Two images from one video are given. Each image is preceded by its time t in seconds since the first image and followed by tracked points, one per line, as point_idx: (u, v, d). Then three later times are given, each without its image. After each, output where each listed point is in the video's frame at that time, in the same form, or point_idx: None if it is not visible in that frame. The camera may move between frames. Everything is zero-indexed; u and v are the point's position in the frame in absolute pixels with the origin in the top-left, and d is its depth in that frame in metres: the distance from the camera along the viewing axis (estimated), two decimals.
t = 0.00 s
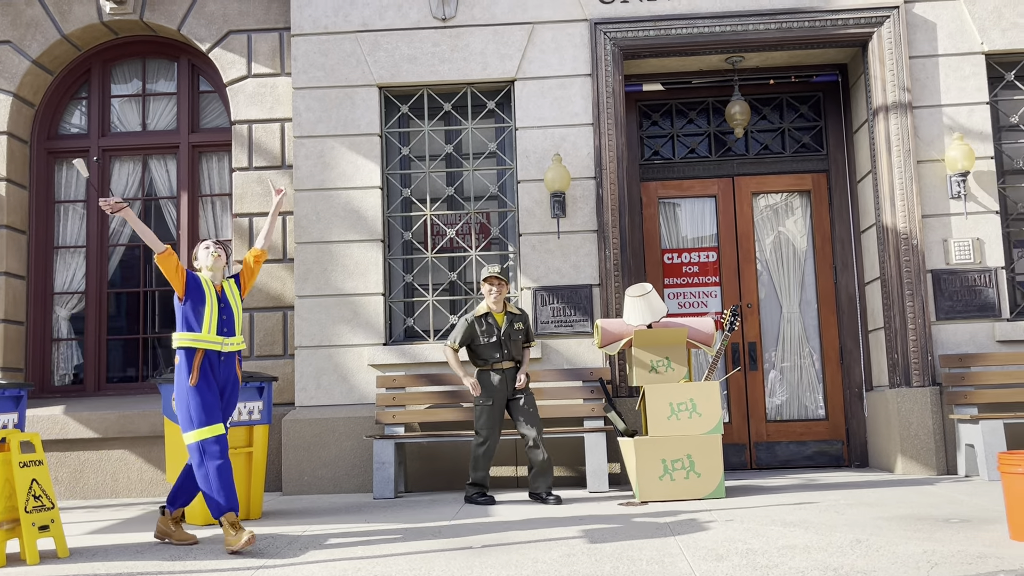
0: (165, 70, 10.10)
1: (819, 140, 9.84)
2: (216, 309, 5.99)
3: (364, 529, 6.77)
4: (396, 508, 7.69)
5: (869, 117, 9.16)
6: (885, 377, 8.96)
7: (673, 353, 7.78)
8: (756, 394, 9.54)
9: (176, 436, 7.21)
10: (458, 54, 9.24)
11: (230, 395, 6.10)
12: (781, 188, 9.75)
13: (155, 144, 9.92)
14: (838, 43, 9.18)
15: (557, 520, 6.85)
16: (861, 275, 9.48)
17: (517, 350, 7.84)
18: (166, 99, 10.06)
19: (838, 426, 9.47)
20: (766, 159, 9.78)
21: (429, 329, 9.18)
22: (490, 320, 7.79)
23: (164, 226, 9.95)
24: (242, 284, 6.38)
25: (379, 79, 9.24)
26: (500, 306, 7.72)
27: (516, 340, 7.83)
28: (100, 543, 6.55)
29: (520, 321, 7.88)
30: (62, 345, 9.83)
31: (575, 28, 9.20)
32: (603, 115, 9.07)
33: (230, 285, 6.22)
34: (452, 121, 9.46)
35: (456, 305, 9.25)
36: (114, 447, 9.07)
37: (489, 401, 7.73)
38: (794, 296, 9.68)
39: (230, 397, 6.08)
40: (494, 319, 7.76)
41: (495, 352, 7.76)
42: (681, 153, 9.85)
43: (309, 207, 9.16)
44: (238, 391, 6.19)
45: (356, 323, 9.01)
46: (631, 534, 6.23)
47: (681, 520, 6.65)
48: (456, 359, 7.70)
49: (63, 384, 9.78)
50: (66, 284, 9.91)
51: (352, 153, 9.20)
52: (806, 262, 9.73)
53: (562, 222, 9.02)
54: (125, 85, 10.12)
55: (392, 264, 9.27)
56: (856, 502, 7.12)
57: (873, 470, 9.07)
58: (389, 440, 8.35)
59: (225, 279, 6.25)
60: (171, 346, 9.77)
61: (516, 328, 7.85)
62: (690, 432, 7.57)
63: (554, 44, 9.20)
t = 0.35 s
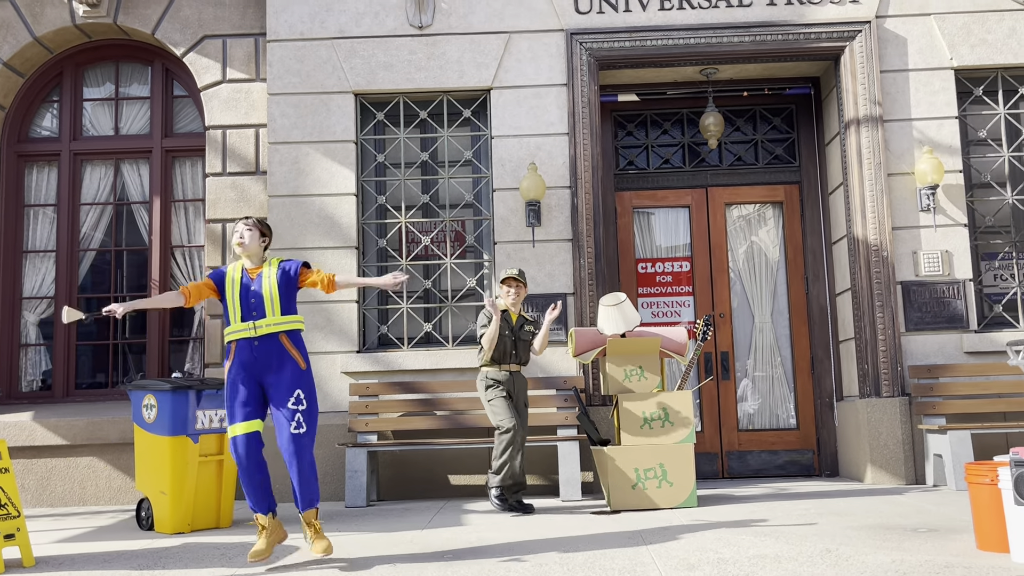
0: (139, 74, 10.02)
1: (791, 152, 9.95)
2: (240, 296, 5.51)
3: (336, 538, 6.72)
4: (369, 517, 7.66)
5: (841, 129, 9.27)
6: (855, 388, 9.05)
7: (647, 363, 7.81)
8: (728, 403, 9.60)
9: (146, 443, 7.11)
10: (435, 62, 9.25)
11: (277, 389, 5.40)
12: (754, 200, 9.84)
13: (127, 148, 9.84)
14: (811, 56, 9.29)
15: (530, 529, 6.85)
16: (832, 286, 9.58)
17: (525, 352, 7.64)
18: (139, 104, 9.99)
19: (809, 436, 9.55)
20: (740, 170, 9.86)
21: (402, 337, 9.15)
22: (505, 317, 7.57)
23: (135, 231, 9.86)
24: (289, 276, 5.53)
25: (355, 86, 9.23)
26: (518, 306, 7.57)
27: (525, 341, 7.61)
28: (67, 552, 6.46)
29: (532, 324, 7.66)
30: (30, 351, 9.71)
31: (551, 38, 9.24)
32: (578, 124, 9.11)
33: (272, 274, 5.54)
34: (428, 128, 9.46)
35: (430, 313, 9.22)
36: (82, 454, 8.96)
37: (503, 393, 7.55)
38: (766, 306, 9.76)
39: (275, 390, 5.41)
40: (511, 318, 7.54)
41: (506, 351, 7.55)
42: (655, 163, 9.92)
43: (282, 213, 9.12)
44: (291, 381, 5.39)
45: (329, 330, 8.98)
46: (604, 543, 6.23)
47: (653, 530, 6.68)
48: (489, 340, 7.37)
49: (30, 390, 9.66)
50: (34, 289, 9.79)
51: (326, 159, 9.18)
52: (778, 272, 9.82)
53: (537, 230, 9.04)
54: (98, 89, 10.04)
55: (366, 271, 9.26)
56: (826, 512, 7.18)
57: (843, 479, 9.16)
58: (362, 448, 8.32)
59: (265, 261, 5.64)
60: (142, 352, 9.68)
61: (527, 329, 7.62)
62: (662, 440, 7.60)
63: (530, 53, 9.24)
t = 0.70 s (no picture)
0: (111, 75, 9.94)
1: (764, 160, 10.03)
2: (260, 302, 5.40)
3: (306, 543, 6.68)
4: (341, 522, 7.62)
5: (814, 138, 9.36)
6: (826, 394, 9.12)
7: (620, 368, 7.73)
8: (701, 409, 9.64)
9: (115, 447, 7.04)
10: (410, 67, 9.25)
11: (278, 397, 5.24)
12: (728, 207, 9.90)
13: (98, 149, 9.75)
14: (784, 65, 9.39)
15: (501, 534, 6.85)
16: (804, 293, 9.66)
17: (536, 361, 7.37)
18: (111, 105, 9.90)
19: (780, 442, 9.62)
20: (714, 178, 9.93)
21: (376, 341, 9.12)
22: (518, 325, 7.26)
23: (106, 233, 9.77)
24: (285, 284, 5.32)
25: (330, 89, 9.20)
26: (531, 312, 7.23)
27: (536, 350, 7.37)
28: (32, 557, 6.38)
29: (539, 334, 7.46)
30: None
31: (527, 43, 9.27)
32: (553, 130, 9.13)
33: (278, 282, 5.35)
34: (403, 132, 9.44)
35: (404, 318, 9.19)
36: (50, 458, 8.85)
37: (517, 407, 7.09)
38: (738, 313, 9.83)
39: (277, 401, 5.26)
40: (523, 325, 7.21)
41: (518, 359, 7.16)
42: (630, 170, 9.96)
43: (256, 215, 9.06)
44: (288, 389, 5.20)
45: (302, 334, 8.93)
46: (575, 549, 6.24)
47: (624, 535, 6.69)
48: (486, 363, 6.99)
49: None
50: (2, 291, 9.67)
51: (300, 162, 9.14)
52: (751, 279, 9.89)
53: (512, 235, 9.05)
54: (69, 89, 9.94)
55: (340, 275, 9.21)
56: (795, 517, 7.22)
57: (814, 485, 9.23)
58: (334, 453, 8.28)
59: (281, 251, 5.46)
60: (111, 355, 9.58)
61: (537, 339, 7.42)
62: (635, 445, 7.64)
63: (506, 59, 9.26)
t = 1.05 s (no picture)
0: (85, 73, 9.83)
1: (740, 166, 10.08)
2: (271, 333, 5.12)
3: (278, 546, 6.62)
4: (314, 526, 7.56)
5: (789, 144, 9.42)
6: (800, 399, 9.17)
7: (596, 373, 7.85)
8: (676, 414, 9.66)
9: (85, 448, 6.95)
10: (388, 68, 9.22)
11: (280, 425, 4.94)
12: (704, 213, 9.94)
13: (71, 148, 9.64)
14: (761, 72, 9.44)
15: (476, 537, 6.82)
16: (779, 298, 9.72)
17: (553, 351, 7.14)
18: (84, 103, 9.79)
19: (755, 447, 9.66)
20: (690, 183, 9.97)
21: (352, 344, 9.10)
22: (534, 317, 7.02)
23: (78, 232, 9.66)
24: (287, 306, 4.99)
25: (306, 90, 9.16)
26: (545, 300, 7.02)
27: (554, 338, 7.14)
28: None
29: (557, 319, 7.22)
30: None
31: (505, 47, 9.27)
32: (531, 133, 9.13)
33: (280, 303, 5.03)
34: (380, 134, 9.40)
35: (380, 320, 9.17)
36: (19, 460, 8.73)
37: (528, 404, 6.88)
38: (714, 318, 9.87)
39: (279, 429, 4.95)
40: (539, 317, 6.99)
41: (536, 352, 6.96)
42: (607, 174, 9.98)
43: (230, 216, 8.98)
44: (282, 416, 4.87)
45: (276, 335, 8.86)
46: (549, 553, 6.22)
47: (598, 539, 6.68)
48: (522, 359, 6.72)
49: None
50: None
51: (276, 163, 9.08)
52: (726, 284, 9.93)
53: (489, 238, 9.04)
54: (41, 87, 9.83)
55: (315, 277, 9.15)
56: (768, 522, 7.25)
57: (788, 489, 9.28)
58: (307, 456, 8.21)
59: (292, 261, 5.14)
60: (82, 356, 9.47)
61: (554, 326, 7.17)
62: (610, 449, 7.62)
63: (484, 61, 9.25)
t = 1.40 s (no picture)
0: (65, 72, 9.77)
1: (722, 171, 10.13)
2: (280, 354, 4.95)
3: (257, 550, 6.59)
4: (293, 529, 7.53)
5: (770, 150, 9.47)
6: (780, 404, 9.22)
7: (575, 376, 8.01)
8: (657, 417, 9.70)
9: (63, 451, 6.91)
10: (371, 71, 9.21)
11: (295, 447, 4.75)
12: (686, 217, 9.98)
13: (51, 147, 9.57)
14: (743, 77, 9.49)
15: (455, 541, 6.81)
16: (760, 303, 9.77)
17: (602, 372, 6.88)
18: (64, 102, 9.73)
19: (735, 451, 9.70)
20: (672, 188, 10.00)
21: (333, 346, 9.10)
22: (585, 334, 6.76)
23: (57, 233, 9.59)
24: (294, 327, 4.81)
25: (289, 91, 9.13)
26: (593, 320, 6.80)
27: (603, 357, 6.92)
28: None
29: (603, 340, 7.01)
30: None
31: (489, 50, 9.28)
32: (514, 137, 9.14)
33: (291, 319, 4.84)
34: (362, 136, 9.39)
35: (361, 322, 9.16)
36: None
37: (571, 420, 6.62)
38: (695, 322, 9.91)
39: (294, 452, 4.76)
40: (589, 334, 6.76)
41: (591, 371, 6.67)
42: (590, 178, 10.01)
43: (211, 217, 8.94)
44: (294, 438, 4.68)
45: (257, 338, 8.83)
46: (528, 557, 6.22)
47: (577, 543, 6.69)
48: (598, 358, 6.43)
49: None
50: None
51: (258, 165, 9.05)
52: (707, 288, 9.97)
53: (471, 242, 9.04)
54: (21, 85, 9.75)
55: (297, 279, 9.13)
56: (746, 526, 7.28)
57: (767, 493, 9.34)
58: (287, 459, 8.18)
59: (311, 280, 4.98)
60: (61, 357, 9.41)
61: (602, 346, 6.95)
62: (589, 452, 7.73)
63: (468, 65, 9.26)
